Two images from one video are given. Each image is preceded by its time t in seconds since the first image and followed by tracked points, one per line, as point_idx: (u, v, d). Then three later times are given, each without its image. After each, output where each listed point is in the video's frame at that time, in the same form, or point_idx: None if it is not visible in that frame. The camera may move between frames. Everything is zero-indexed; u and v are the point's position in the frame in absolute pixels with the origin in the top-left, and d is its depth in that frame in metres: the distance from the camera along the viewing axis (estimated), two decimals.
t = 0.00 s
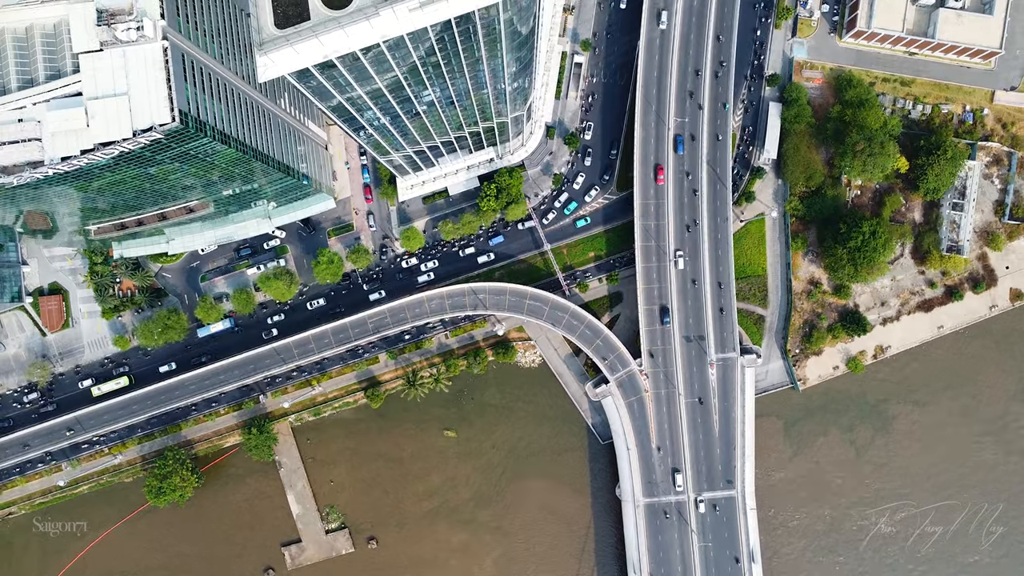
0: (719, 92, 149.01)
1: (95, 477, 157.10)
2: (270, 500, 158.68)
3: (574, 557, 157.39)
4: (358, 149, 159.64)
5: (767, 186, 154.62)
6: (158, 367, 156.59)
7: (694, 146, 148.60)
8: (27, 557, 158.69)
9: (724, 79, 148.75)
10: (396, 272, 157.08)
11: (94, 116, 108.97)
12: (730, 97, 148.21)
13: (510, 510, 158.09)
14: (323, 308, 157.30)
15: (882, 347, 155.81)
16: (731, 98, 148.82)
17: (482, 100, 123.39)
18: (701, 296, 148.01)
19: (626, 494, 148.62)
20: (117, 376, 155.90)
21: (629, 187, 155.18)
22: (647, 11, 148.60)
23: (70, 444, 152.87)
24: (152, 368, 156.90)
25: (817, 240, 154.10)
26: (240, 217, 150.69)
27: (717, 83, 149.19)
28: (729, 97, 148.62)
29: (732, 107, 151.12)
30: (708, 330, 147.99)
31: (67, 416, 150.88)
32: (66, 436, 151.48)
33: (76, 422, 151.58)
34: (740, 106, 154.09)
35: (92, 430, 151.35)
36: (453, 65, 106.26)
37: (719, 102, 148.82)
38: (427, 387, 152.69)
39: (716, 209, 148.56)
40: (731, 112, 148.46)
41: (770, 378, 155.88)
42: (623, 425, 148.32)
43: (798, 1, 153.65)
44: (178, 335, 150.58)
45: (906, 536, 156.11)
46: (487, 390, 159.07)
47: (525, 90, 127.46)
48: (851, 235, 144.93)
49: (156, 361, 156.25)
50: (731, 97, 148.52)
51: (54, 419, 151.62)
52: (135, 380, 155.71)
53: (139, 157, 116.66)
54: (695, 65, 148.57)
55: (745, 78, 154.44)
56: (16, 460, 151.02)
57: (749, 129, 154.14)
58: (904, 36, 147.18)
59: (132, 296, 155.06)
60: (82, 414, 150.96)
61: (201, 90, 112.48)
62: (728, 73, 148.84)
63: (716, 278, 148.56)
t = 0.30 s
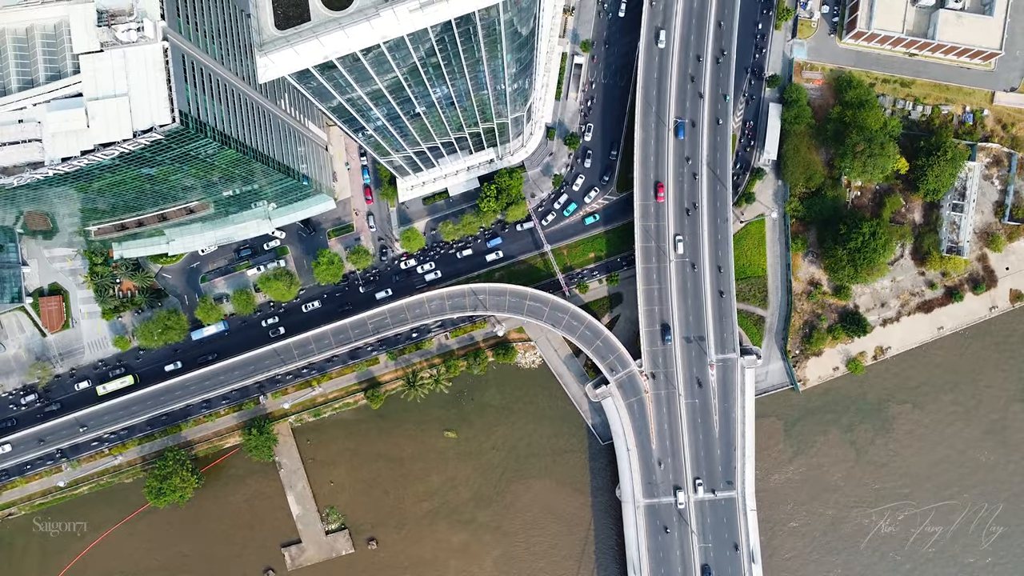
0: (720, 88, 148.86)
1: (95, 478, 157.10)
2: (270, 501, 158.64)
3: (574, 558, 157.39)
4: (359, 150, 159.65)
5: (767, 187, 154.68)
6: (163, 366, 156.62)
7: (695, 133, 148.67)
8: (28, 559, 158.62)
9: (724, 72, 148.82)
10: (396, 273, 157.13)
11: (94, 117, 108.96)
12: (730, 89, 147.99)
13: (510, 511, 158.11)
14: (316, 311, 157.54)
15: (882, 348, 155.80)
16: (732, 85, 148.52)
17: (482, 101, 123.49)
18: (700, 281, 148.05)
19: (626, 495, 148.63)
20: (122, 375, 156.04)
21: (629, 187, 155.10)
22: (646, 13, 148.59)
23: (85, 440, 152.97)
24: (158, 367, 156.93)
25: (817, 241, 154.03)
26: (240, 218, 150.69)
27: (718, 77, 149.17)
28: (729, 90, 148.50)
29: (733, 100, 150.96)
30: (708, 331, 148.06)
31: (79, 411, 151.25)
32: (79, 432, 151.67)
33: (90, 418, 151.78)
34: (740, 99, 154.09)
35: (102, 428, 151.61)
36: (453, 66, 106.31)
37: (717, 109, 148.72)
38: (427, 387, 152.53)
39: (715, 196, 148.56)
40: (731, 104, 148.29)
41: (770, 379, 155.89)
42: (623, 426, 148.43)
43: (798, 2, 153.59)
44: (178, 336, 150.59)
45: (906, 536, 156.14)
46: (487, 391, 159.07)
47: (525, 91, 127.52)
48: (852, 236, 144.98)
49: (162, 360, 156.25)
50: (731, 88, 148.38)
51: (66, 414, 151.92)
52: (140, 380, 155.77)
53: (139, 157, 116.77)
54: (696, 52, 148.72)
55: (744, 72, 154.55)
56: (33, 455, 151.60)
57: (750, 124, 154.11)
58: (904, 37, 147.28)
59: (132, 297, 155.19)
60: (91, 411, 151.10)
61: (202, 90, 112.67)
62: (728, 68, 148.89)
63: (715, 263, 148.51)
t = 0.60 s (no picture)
0: (720, 83, 149.19)
1: (94, 482, 156.89)
2: (270, 505, 158.44)
3: (574, 562, 157.21)
4: (359, 154, 159.66)
5: (767, 191, 154.70)
6: (169, 368, 156.58)
7: (695, 122, 148.78)
8: (27, 563, 158.45)
9: (725, 64, 148.95)
10: (393, 279, 157.13)
11: (94, 120, 108.53)
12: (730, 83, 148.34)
13: (510, 515, 157.91)
14: (310, 316, 157.38)
15: (882, 352, 155.72)
16: (732, 76, 148.59)
17: (482, 105, 123.58)
18: (699, 267, 148.17)
19: (626, 500, 148.46)
20: (128, 377, 156.12)
21: (629, 191, 154.97)
22: (647, 16, 148.75)
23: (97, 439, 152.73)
24: (163, 368, 156.88)
25: (818, 245, 153.88)
26: (240, 222, 150.72)
27: (718, 70, 149.50)
28: (730, 83, 148.91)
29: (733, 93, 151.07)
30: (708, 335, 148.08)
31: (90, 412, 150.91)
32: (91, 432, 151.48)
33: (102, 418, 151.55)
34: (741, 95, 154.30)
35: (112, 428, 151.28)
36: (453, 69, 106.45)
37: (718, 96, 149.08)
38: (427, 391, 152.15)
39: (716, 184, 148.53)
40: (731, 98, 148.52)
41: (770, 383, 155.73)
42: (623, 430, 148.42)
43: (798, 6, 153.77)
44: (178, 340, 150.54)
45: (905, 536, 156.12)
46: (487, 395, 158.85)
47: (525, 94, 127.54)
48: (852, 239, 144.96)
49: (167, 362, 156.18)
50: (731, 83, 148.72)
51: (78, 414, 151.67)
52: (145, 382, 155.82)
53: (140, 161, 116.85)
54: (697, 41, 148.77)
55: (745, 68, 154.63)
56: (46, 455, 151.38)
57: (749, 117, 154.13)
58: (904, 41, 147.48)
59: (132, 301, 155.21)
60: (105, 412, 150.70)
61: (202, 93, 112.81)
62: (729, 62, 149.09)
63: (715, 250, 148.53)
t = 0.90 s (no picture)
0: (719, 86, 149.56)
1: (92, 497, 156.14)
2: (268, 520, 157.68)
3: None
4: (359, 169, 160.06)
5: (766, 205, 154.94)
6: (174, 380, 156.20)
7: (695, 119, 149.60)
8: None
9: (725, 64, 149.45)
10: (390, 293, 157.14)
11: (94, 135, 108.77)
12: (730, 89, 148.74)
13: (510, 530, 157.10)
14: (306, 332, 157.32)
15: (882, 367, 155.42)
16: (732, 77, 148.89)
17: (481, 119, 123.93)
18: (699, 265, 148.23)
19: (626, 515, 147.70)
20: (132, 390, 155.19)
21: (629, 206, 155.14)
22: (645, 31, 149.37)
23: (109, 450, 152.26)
24: (168, 381, 156.55)
25: (817, 259, 153.99)
26: (240, 236, 150.98)
27: (717, 73, 149.92)
28: (729, 90, 148.95)
29: (732, 99, 151.52)
30: (709, 349, 147.86)
31: (104, 421, 150.27)
32: (104, 442, 150.81)
33: (115, 428, 151.04)
34: (740, 102, 154.83)
35: (124, 439, 150.84)
36: (453, 84, 106.95)
37: (718, 98, 149.63)
38: (426, 406, 151.54)
39: (716, 182, 148.75)
40: (731, 103, 148.63)
41: (770, 398, 155.40)
42: (624, 445, 147.86)
43: (796, 22, 154.43)
44: (178, 354, 150.40)
45: (906, 541, 155.51)
46: (486, 409, 158.36)
47: (524, 109, 128.01)
48: (851, 254, 145.00)
49: (172, 374, 155.93)
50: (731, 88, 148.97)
51: (95, 422, 151.35)
52: (149, 395, 154.94)
53: (140, 175, 117.21)
54: (697, 40, 149.50)
55: (744, 74, 155.02)
56: (58, 465, 150.42)
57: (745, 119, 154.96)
58: (902, 57, 148.13)
59: (132, 315, 155.29)
60: (119, 421, 150.30)
61: (202, 107, 113.53)
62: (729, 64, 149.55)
63: (714, 248, 148.71)
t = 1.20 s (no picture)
0: (719, 89, 150.31)
1: (90, 512, 155.34)
2: (267, 535, 156.86)
3: None
4: (360, 183, 160.39)
5: (766, 220, 155.16)
6: (178, 394, 156.05)
7: (696, 119, 150.22)
8: None
9: (724, 66, 150.23)
10: (387, 309, 157.03)
11: (97, 149, 109.55)
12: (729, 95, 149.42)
13: (510, 546, 156.24)
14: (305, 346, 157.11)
15: (883, 381, 155.16)
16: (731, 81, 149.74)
17: (482, 134, 124.22)
18: (698, 264, 148.31)
19: (627, 530, 146.83)
20: (135, 403, 155.08)
21: (629, 221, 155.36)
22: (645, 45, 149.99)
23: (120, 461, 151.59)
24: (172, 395, 156.23)
25: (817, 274, 154.10)
26: (240, 250, 151.23)
27: (717, 76, 150.67)
28: (728, 96, 149.71)
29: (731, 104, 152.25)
30: (709, 364, 147.63)
31: (117, 431, 150.26)
32: (114, 452, 150.45)
33: (126, 438, 150.78)
34: (741, 109, 155.36)
35: (137, 449, 150.41)
36: (454, 99, 107.47)
37: (718, 106, 150.06)
38: (426, 421, 151.02)
39: (715, 179, 149.36)
40: (731, 110, 149.33)
41: (771, 413, 154.97)
42: (624, 460, 147.31)
43: (795, 37, 155.14)
44: (178, 368, 150.25)
45: (908, 552, 154.74)
46: (486, 424, 157.84)
47: (524, 125, 128.48)
48: (851, 269, 145.05)
49: (175, 388, 155.70)
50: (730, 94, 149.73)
51: (109, 432, 151.40)
52: (153, 407, 154.93)
53: (141, 190, 117.54)
54: (697, 42, 150.09)
55: (744, 81, 155.40)
56: (66, 476, 149.82)
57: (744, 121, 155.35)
58: (900, 72, 148.85)
59: (131, 330, 154.37)
60: (129, 431, 149.94)
61: (204, 122, 114.09)
62: (729, 66, 150.44)
63: (713, 246, 148.92)
